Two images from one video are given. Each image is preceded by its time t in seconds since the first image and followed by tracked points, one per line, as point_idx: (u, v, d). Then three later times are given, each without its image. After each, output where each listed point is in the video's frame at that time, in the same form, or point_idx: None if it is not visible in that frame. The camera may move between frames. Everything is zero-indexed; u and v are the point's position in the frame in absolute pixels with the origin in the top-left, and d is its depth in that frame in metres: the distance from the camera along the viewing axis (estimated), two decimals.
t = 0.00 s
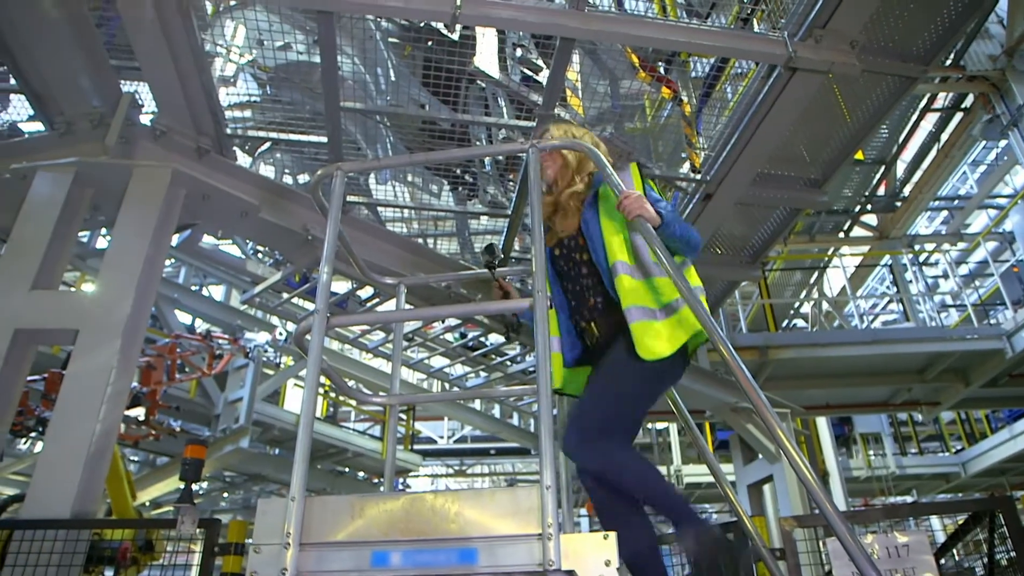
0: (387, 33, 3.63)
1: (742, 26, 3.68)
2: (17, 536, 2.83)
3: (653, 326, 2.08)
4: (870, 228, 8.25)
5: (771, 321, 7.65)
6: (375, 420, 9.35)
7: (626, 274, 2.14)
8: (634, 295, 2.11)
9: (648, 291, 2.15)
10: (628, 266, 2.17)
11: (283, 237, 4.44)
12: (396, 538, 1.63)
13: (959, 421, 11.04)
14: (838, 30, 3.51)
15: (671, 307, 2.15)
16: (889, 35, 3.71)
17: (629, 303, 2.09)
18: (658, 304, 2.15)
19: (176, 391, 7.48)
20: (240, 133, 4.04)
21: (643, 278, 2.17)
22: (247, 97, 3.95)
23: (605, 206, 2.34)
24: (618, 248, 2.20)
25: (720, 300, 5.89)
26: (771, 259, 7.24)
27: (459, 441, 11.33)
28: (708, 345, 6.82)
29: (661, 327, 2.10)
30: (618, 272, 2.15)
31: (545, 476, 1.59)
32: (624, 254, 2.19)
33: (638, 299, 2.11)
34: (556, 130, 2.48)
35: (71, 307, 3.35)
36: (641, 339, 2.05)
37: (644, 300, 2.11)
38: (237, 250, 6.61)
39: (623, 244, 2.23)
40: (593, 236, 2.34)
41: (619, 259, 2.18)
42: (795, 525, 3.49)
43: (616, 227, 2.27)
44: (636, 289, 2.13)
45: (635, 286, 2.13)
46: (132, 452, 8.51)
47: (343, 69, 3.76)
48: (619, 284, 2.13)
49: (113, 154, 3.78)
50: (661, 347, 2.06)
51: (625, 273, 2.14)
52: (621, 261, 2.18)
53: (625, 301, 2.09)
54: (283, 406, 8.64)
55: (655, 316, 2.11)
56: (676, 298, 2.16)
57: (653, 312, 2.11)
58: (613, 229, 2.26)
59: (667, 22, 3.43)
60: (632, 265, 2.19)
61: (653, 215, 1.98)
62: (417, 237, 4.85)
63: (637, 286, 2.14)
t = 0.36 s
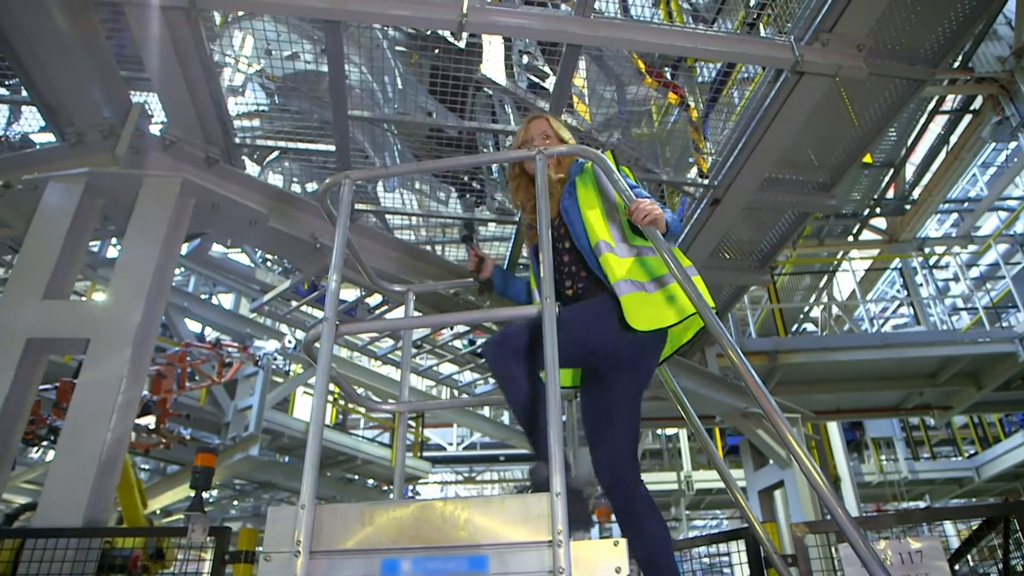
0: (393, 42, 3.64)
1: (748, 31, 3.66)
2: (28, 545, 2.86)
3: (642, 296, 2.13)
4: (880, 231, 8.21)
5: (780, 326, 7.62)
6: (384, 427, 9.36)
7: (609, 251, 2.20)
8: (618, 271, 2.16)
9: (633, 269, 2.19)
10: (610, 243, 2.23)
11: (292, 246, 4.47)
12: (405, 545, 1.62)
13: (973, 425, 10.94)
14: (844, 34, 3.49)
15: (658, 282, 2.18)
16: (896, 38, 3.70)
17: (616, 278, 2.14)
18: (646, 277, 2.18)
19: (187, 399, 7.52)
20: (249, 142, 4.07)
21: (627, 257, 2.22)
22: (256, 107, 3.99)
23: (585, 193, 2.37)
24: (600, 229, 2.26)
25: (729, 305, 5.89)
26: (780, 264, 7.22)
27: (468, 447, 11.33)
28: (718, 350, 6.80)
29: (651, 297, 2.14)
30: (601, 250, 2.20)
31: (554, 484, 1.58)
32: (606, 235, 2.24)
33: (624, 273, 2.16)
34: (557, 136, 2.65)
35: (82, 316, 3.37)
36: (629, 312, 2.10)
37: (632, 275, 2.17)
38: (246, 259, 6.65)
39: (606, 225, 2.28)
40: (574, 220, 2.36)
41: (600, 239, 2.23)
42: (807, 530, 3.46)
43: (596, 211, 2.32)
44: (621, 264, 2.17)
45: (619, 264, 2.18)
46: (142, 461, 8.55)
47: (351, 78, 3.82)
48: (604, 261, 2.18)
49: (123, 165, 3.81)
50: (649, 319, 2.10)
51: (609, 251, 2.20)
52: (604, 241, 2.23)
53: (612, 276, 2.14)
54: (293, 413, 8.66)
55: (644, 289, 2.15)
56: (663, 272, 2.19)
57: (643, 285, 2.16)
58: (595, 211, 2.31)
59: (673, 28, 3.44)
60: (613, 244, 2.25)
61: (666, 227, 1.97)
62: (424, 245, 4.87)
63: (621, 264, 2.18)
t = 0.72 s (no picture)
0: (400, 50, 3.66)
1: (753, 35, 3.67)
2: (38, 553, 2.86)
3: (615, 295, 2.09)
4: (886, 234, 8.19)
5: (788, 330, 7.60)
6: (392, 434, 9.37)
7: (585, 243, 2.14)
8: (592, 264, 2.11)
9: (606, 265, 2.14)
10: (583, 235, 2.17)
11: (299, 253, 4.48)
12: (413, 553, 1.62)
13: (984, 430, 10.88)
14: (850, 37, 3.49)
15: (629, 282, 2.15)
16: (902, 41, 3.69)
17: (589, 273, 2.09)
18: (616, 276, 2.15)
19: (195, 407, 7.54)
20: (256, 151, 4.12)
21: (600, 249, 2.16)
22: (262, 115, 4.02)
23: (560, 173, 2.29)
24: (574, 217, 2.20)
25: (736, 310, 5.87)
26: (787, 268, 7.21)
27: (476, 454, 11.33)
28: (725, 355, 6.78)
29: (622, 296, 2.10)
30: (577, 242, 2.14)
31: (563, 491, 1.58)
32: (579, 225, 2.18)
33: (598, 268, 2.11)
34: (535, 103, 2.46)
35: (91, 324, 3.38)
36: (600, 311, 2.04)
37: (606, 271, 2.13)
38: (254, 267, 6.68)
39: (580, 217, 2.21)
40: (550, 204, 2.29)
41: (575, 229, 2.18)
42: (817, 536, 3.45)
43: (569, 196, 2.25)
44: (595, 258, 2.12)
45: (594, 256, 2.13)
46: (151, 468, 8.58)
47: (357, 86, 3.83)
48: (579, 254, 2.12)
49: (131, 173, 3.83)
50: (621, 321, 2.06)
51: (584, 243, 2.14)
52: (578, 233, 2.16)
53: (586, 271, 2.09)
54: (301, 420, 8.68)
55: (615, 287, 2.11)
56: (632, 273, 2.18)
57: (613, 283, 2.12)
58: (569, 201, 2.23)
59: (678, 33, 3.44)
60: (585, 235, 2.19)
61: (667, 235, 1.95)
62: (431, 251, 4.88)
63: (596, 258, 2.13)
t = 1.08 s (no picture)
0: (403, 56, 3.69)
1: (756, 40, 3.66)
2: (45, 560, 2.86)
3: (592, 303, 2.07)
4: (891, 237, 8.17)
5: (793, 334, 7.58)
6: (398, 440, 9.37)
7: (571, 248, 2.15)
8: (574, 272, 2.11)
9: (590, 270, 2.13)
10: (574, 238, 2.17)
11: (304, 260, 4.50)
12: (419, 559, 1.61)
13: (992, 434, 10.82)
14: (854, 41, 3.48)
15: (613, 284, 2.10)
16: (906, 45, 3.68)
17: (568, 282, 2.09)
18: (599, 280, 2.11)
19: (201, 413, 7.56)
20: (261, 158, 4.14)
21: (588, 252, 2.16)
22: (267, 123, 4.04)
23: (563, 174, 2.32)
24: (569, 220, 2.22)
25: (741, 314, 5.86)
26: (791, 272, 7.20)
27: (481, 460, 11.32)
28: (731, 359, 6.76)
29: (601, 303, 2.07)
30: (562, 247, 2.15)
31: (568, 497, 1.58)
32: (571, 228, 2.19)
33: (578, 275, 2.10)
34: (536, 87, 2.46)
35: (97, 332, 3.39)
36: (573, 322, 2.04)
37: (589, 277, 2.11)
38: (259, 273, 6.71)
39: (574, 219, 2.22)
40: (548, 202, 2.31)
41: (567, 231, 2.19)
42: (824, 541, 3.42)
43: (567, 197, 2.26)
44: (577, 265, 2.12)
45: (581, 262, 2.14)
46: (157, 475, 8.60)
47: (362, 93, 3.88)
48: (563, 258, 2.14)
49: (137, 181, 3.85)
50: (597, 330, 2.03)
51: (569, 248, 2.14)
52: (569, 237, 2.17)
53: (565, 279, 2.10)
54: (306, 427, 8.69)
55: (595, 292, 2.08)
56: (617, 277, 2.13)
57: (594, 288, 2.09)
58: (565, 203, 2.25)
59: (681, 38, 3.45)
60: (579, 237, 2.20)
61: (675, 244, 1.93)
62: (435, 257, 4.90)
63: (581, 263, 2.13)
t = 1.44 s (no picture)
0: (406, 61, 3.70)
1: (759, 43, 3.66)
2: (50, 564, 2.87)
3: (599, 300, 2.09)
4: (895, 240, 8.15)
5: (797, 337, 7.56)
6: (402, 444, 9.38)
7: (578, 244, 2.14)
8: (580, 268, 2.11)
9: (595, 267, 2.14)
10: (579, 235, 2.18)
11: (308, 264, 4.50)
12: (424, 564, 1.61)
13: (998, 436, 10.79)
14: (857, 43, 3.48)
15: (615, 284, 2.13)
16: (909, 46, 3.67)
17: (576, 277, 2.10)
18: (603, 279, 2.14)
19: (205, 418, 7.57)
20: (264, 162, 4.15)
21: (591, 250, 2.17)
22: (271, 128, 4.04)
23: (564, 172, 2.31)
24: (573, 217, 2.21)
25: (745, 317, 5.85)
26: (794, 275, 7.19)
27: (485, 464, 11.32)
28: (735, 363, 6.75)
29: (606, 300, 2.09)
30: (569, 243, 2.15)
31: (573, 500, 1.58)
32: (577, 225, 2.19)
33: (586, 271, 2.11)
34: (538, 87, 2.46)
35: (102, 337, 3.40)
36: (582, 317, 2.06)
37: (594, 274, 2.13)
38: (262, 278, 6.72)
39: (577, 216, 2.22)
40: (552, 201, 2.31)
41: (572, 228, 2.19)
42: (829, 545, 3.42)
43: (570, 195, 2.25)
44: (584, 261, 2.12)
45: (586, 258, 2.14)
46: (162, 479, 8.62)
47: (364, 97, 3.87)
48: (569, 254, 2.13)
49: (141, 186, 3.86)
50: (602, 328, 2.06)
51: (576, 245, 2.15)
52: (573, 234, 2.18)
53: (572, 275, 2.10)
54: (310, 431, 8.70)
55: (601, 290, 2.10)
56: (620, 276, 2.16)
57: (599, 286, 2.11)
58: (568, 200, 2.25)
59: (683, 42, 3.45)
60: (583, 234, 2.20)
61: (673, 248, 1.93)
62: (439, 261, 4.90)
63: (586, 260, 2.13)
